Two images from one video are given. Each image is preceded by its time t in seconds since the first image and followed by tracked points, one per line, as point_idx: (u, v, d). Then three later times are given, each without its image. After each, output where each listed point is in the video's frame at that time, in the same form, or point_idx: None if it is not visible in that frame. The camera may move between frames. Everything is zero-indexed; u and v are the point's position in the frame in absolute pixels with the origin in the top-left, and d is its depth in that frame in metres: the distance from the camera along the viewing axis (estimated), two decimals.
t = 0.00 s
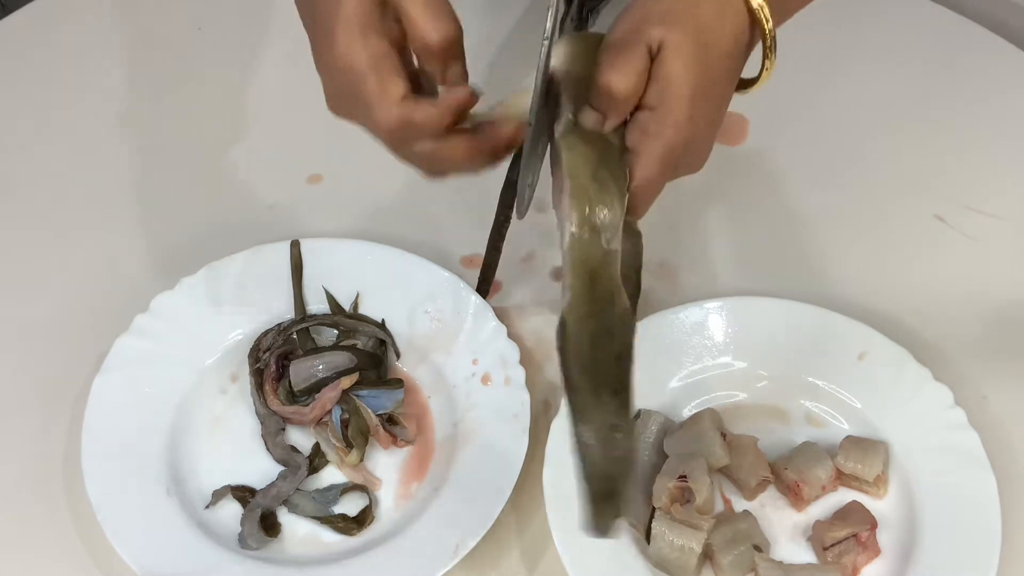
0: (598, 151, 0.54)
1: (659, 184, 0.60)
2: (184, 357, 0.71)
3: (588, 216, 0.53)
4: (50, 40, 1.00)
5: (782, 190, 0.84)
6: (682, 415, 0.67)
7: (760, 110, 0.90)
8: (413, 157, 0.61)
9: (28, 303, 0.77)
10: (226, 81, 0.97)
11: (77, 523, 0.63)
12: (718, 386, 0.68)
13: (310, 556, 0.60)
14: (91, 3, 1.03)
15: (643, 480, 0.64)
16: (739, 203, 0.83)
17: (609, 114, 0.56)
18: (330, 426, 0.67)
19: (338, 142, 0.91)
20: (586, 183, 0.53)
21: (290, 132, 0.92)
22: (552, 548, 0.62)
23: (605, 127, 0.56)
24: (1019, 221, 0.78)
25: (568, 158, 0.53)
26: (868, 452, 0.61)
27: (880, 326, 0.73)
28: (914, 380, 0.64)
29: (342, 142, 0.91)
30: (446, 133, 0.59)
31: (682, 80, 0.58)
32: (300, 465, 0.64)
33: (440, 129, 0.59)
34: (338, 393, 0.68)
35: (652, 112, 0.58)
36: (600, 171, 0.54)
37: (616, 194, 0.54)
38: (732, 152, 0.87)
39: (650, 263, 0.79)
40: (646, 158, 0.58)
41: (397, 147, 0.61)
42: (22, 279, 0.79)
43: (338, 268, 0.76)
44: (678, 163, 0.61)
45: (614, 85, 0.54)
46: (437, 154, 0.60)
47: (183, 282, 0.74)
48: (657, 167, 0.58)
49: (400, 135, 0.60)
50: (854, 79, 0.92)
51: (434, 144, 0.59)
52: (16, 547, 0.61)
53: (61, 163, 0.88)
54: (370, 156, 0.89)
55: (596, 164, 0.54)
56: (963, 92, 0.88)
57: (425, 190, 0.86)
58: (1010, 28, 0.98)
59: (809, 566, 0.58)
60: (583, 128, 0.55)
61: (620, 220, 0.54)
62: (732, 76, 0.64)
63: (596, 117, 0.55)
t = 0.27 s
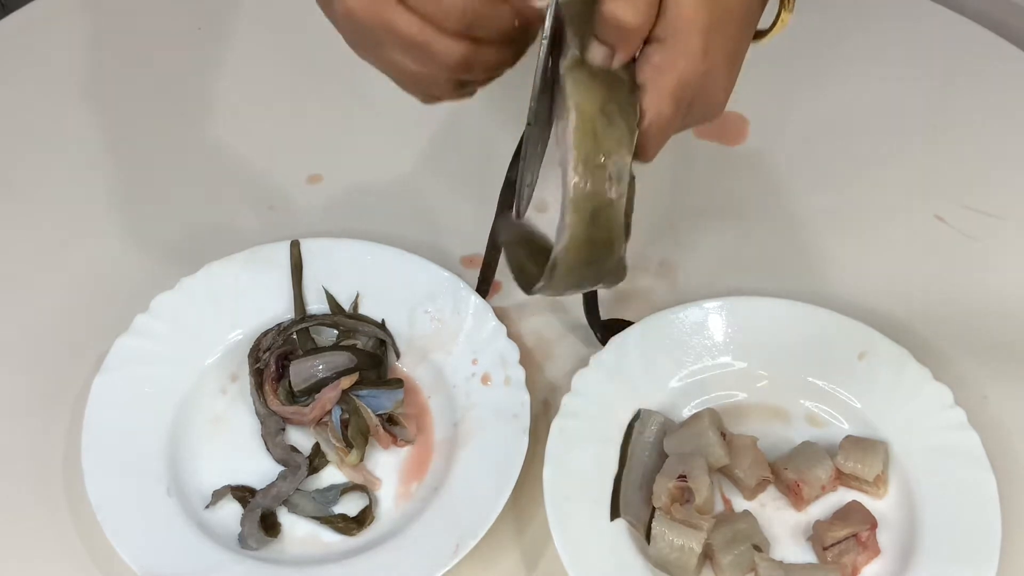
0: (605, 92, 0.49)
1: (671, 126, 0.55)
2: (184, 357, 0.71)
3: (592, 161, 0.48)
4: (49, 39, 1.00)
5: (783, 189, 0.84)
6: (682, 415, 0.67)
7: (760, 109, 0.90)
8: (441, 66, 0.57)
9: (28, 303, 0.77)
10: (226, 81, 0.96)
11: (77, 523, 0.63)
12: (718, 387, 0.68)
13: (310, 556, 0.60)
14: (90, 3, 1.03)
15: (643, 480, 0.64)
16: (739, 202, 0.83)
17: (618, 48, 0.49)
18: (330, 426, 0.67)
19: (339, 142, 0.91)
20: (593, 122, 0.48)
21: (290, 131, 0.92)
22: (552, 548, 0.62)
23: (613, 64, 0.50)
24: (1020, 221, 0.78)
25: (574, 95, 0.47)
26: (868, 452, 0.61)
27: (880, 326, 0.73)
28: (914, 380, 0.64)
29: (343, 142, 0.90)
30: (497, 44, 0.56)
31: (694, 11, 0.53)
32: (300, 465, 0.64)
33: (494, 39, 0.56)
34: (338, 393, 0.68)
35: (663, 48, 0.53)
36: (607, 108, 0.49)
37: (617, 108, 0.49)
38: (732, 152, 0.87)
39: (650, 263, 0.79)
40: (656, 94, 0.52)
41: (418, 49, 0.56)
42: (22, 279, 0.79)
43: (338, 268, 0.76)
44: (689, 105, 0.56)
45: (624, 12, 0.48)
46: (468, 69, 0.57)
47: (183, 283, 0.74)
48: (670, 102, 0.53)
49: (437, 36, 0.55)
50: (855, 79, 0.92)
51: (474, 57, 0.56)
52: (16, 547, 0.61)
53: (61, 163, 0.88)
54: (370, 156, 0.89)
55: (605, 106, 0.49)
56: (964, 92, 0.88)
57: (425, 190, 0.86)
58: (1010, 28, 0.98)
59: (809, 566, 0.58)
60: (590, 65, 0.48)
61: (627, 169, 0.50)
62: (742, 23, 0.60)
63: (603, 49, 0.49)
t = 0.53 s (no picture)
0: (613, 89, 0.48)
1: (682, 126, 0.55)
2: (185, 356, 0.71)
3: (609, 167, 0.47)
4: (50, 39, 1.00)
5: (783, 189, 0.84)
6: (682, 416, 0.67)
7: (760, 109, 0.90)
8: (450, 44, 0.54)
9: (28, 302, 0.77)
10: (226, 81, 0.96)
11: (78, 523, 0.63)
12: (718, 386, 0.68)
13: (310, 556, 0.60)
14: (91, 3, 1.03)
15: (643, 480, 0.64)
16: (739, 202, 0.83)
17: (622, 49, 0.48)
18: (330, 427, 0.67)
19: (339, 141, 0.91)
20: (604, 124, 0.47)
21: (290, 131, 0.92)
22: (552, 548, 0.62)
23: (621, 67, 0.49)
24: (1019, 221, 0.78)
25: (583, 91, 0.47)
26: (868, 452, 0.61)
27: (880, 326, 0.73)
28: (914, 380, 0.64)
29: (342, 141, 0.90)
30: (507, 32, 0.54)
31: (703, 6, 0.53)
32: (300, 465, 0.64)
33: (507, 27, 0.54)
34: (338, 393, 0.68)
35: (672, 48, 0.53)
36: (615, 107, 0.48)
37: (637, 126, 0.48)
38: (732, 152, 0.87)
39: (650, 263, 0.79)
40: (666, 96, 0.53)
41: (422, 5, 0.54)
42: (22, 278, 0.79)
43: (337, 268, 0.76)
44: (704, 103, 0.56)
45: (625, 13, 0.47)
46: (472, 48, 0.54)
47: (183, 282, 0.74)
48: (679, 103, 0.53)
49: None
50: (855, 79, 0.92)
51: (482, 38, 0.54)
52: (16, 547, 0.61)
53: (60, 162, 0.88)
54: (370, 156, 0.89)
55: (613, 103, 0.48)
56: (963, 92, 0.88)
57: (425, 190, 0.86)
58: (1010, 27, 0.98)
59: (809, 566, 0.58)
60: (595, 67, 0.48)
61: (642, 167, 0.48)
62: (755, 4, 0.58)
63: (608, 53, 0.48)
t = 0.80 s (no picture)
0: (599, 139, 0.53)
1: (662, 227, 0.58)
2: (184, 356, 0.71)
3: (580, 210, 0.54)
4: (52, 40, 1.00)
5: (783, 190, 0.84)
6: (682, 415, 0.67)
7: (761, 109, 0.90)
8: (436, 122, 0.58)
9: (29, 302, 0.77)
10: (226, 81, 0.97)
11: (78, 523, 0.63)
12: (718, 386, 0.68)
13: (310, 556, 0.60)
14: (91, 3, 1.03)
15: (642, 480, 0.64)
16: (739, 203, 0.83)
17: (607, 169, 0.51)
18: (330, 427, 0.67)
19: (339, 141, 0.91)
20: (590, 234, 0.54)
21: (290, 130, 0.92)
22: (552, 548, 0.61)
23: (598, 183, 0.51)
24: (1019, 222, 0.78)
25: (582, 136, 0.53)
26: (868, 452, 0.61)
27: (880, 326, 0.73)
28: (914, 380, 0.64)
29: (343, 141, 0.90)
30: (483, 116, 0.57)
31: (686, 128, 0.56)
32: (300, 465, 0.64)
33: (484, 109, 0.57)
34: (338, 393, 0.68)
35: (657, 165, 0.55)
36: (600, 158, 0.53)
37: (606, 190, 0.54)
38: (733, 152, 0.87)
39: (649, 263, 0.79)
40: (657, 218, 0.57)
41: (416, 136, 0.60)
42: (22, 278, 0.79)
43: (337, 268, 0.76)
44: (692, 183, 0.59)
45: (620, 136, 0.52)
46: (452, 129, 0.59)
47: (182, 282, 0.74)
48: (658, 209, 0.56)
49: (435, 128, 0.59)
50: (855, 80, 0.92)
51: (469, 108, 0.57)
52: (16, 547, 0.61)
53: (61, 162, 0.88)
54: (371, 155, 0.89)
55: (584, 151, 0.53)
56: (963, 92, 0.88)
57: (425, 190, 0.86)
58: (1010, 27, 0.98)
59: (809, 566, 0.58)
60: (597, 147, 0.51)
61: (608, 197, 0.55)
62: (739, 77, 0.61)
63: (591, 173, 0.50)
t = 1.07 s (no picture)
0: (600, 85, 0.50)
1: (656, 131, 0.54)
2: (185, 356, 0.71)
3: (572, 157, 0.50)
4: (53, 40, 1.00)
5: (783, 190, 0.84)
6: (682, 416, 0.67)
7: (761, 109, 0.90)
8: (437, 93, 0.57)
9: (29, 302, 0.77)
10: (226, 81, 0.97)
11: (77, 522, 0.63)
12: (718, 386, 0.68)
13: (310, 556, 0.60)
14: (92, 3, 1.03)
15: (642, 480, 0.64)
16: (739, 202, 0.83)
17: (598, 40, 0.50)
18: (330, 426, 0.67)
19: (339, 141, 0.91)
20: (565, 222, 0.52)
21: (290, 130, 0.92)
22: (552, 548, 0.61)
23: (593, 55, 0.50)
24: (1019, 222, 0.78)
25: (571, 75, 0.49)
26: (868, 452, 0.61)
27: (880, 326, 0.73)
28: (914, 380, 0.64)
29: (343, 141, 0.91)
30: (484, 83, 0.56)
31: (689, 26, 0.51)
32: (300, 465, 0.64)
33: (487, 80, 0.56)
34: (339, 392, 0.68)
35: (654, 60, 0.51)
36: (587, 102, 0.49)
37: (605, 129, 0.50)
38: (733, 152, 0.87)
39: (649, 263, 0.79)
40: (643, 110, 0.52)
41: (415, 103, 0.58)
42: (22, 278, 0.79)
43: (337, 268, 0.76)
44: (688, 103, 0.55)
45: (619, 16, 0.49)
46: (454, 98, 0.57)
47: (183, 282, 0.74)
48: (653, 111, 0.52)
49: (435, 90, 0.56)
50: (855, 79, 0.92)
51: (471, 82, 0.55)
52: (16, 547, 0.61)
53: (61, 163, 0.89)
54: (371, 155, 0.89)
55: (581, 97, 0.49)
56: (963, 92, 0.88)
57: (425, 190, 0.86)
58: (1010, 27, 0.98)
59: (809, 566, 0.58)
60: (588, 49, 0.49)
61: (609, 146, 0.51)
62: None
63: (585, 41, 0.49)
